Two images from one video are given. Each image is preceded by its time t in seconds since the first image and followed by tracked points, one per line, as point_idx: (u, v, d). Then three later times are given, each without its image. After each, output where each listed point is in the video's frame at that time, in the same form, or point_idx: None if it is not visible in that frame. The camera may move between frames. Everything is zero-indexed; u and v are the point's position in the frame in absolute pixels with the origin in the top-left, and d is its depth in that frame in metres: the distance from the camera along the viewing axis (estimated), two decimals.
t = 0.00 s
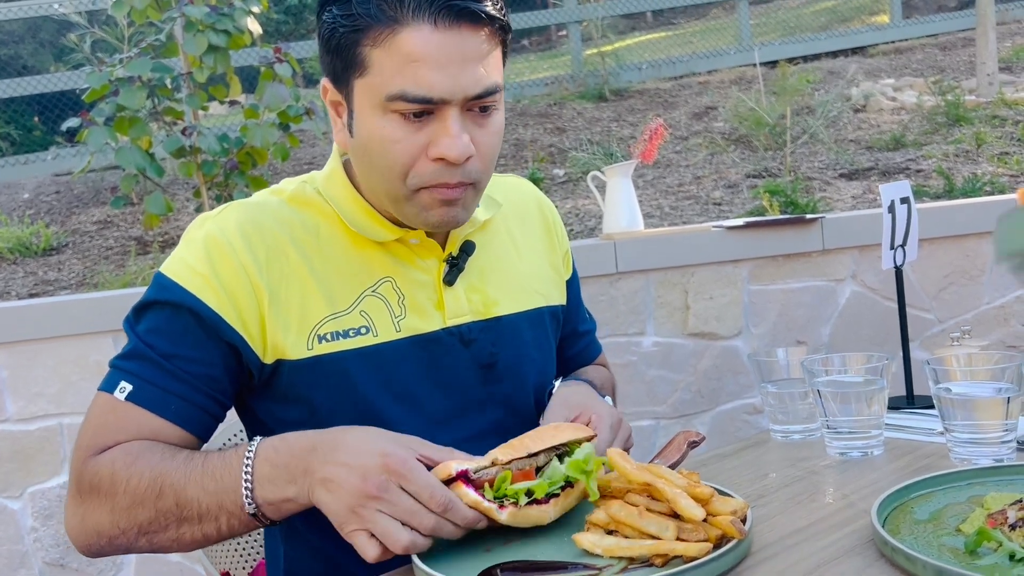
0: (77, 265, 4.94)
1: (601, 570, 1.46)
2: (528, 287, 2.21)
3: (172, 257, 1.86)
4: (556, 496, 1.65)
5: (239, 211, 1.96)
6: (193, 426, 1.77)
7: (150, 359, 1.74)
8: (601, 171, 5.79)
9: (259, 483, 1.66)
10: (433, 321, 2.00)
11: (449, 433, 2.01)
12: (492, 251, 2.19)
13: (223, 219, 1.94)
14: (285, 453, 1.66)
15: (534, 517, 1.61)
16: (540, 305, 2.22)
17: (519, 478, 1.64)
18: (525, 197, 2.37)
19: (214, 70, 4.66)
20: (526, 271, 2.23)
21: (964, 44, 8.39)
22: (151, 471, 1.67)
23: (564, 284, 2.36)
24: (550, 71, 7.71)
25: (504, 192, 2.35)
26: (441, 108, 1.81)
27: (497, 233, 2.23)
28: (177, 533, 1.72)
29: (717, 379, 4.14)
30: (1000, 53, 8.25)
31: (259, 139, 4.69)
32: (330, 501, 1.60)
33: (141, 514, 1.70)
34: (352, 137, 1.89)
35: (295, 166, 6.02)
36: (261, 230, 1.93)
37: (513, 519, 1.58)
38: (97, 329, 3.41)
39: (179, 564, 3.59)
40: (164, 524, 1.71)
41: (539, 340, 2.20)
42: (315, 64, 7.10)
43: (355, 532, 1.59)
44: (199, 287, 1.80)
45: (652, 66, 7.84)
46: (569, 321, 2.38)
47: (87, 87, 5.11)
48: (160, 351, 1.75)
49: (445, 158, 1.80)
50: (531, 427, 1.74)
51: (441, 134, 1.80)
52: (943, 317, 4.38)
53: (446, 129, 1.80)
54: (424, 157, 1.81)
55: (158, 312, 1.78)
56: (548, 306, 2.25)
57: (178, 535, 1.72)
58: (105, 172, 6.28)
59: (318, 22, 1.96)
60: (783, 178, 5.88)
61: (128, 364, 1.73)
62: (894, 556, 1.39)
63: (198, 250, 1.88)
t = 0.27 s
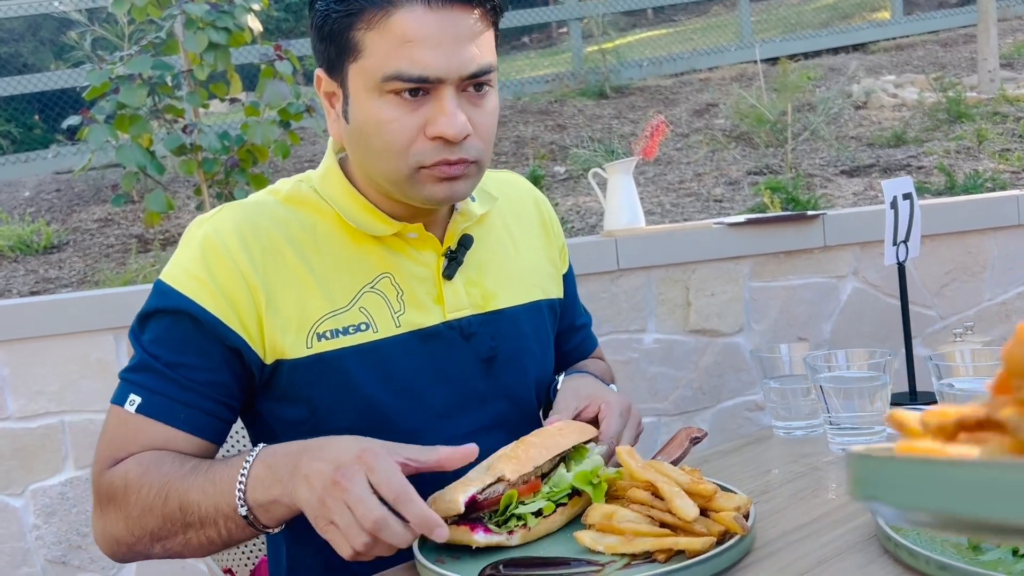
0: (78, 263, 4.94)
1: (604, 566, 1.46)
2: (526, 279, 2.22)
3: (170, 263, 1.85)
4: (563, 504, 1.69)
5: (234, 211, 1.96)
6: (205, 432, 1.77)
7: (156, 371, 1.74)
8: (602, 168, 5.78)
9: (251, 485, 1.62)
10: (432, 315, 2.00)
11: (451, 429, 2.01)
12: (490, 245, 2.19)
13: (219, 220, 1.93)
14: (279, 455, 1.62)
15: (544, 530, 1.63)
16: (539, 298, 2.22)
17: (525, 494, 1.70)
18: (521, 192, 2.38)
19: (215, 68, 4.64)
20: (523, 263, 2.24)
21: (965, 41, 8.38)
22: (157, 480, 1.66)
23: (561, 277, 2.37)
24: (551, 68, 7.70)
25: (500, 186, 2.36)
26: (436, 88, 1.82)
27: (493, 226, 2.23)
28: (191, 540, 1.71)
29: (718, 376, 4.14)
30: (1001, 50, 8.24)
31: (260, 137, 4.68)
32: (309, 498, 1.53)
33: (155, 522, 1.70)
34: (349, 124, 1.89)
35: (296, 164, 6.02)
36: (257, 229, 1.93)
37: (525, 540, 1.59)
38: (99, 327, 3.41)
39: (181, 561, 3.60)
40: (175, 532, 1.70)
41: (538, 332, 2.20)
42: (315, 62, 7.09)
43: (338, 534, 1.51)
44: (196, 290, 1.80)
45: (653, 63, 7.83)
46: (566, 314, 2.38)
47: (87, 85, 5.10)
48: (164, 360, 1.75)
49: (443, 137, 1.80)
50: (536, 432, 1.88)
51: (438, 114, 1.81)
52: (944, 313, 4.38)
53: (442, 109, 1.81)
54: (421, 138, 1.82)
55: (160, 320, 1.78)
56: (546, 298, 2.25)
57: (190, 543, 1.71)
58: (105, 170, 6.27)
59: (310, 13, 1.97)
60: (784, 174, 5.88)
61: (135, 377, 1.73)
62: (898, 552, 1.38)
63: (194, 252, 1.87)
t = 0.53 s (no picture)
0: (80, 261, 4.94)
1: (615, 556, 1.45)
2: (528, 273, 2.22)
3: (173, 258, 1.86)
4: (575, 495, 1.67)
5: (237, 207, 1.96)
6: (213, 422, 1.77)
7: (165, 366, 1.73)
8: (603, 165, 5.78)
9: (251, 488, 1.60)
10: (433, 305, 2.00)
11: (454, 421, 2.00)
12: (492, 239, 2.19)
13: (222, 215, 1.94)
14: (277, 458, 1.60)
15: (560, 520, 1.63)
16: (540, 292, 2.22)
17: (539, 485, 1.70)
18: (523, 189, 2.38)
19: (215, 65, 4.63)
20: (525, 257, 2.24)
21: (966, 37, 8.38)
22: (161, 477, 1.66)
23: (563, 273, 2.37)
24: (552, 65, 7.69)
25: (502, 183, 2.37)
26: (431, 69, 1.82)
27: (495, 221, 2.23)
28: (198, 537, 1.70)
29: (720, 372, 4.14)
30: (1002, 46, 8.23)
31: (261, 134, 4.68)
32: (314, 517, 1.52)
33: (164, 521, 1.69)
34: (347, 110, 1.90)
35: (297, 161, 6.01)
36: (259, 224, 1.93)
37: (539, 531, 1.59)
38: (101, 325, 3.41)
39: (184, 558, 3.60)
40: (180, 528, 1.69)
41: (540, 325, 2.20)
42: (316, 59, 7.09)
43: (346, 545, 1.50)
44: (198, 282, 1.80)
45: (653, 60, 7.82)
46: (568, 311, 2.38)
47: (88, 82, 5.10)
48: (171, 355, 1.74)
49: (438, 116, 1.80)
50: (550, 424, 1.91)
51: (433, 94, 1.81)
52: (947, 309, 4.37)
53: (438, 88, 1.81)
54: (418, 119, 1.82)
55: (166, 315, 1.78)
56: (548, 293, 2.25)
57: (195, 539, 1.70)
58: (106, 167, 6.27)
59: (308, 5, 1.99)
60: (785, 171, 5.87)
61: (142, 371, 1.73)
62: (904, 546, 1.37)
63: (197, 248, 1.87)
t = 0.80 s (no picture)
0: (80, 259, 4.94)
1: (651, 535, 1.49)
2: (537, 269, 2.23)
3: (195, 237, 1.81)
4: (614, 477, 1.71)
5: (258, 195, 1.94)
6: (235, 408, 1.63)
7: (191, 335, 1.63)
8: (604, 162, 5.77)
9: (279, 472, 1.34)
10: (447, 298, 2.01)
11: (463, 414, 2.01)
12: (503, 234, 2.20)
13: (241, 203, 1.91)
14: (310, 438, 1.31)
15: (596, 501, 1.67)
16: (549, 288, 2.23)
17: (578, 466, 1.74)
18: (530, 187, 2.39)
19: (216, 63, 4.63)
20: (534, 252, 2.24)
21: (966, 33, 8.37)
22: (179, 450, 1.46)
23: (569, 270, 2.38)
24: (552, 62, 7.68)
25: (510, 178, 2.37)
26: (437, 55, 1.84)
27: (505, 216, 2.24)
28: (193, 534, 1.43)
29: (721, 369, 4.14)
30: (1003, 42, 8.22)
31: (261, 132, 4.68)
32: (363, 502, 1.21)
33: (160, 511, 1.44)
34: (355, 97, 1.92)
35: (297, 159, 6.01)
36: (281, 211, 1.92)
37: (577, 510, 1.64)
38: (102, 322, 3.41)
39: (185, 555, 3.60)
40: (191, 517, 1.43)
41: (549, 319, 2.21)
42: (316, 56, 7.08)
43: (406, 537, 1.19)
44: (226, 260, 1.76)
45: (654, 57, 7.81)
46: (573, 307, 2.38)
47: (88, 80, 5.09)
48: (200, 323, 1.66)
49: (444, 100, 1.82)
50: (588, 410, 1.96)
51: (439, 79, 1.83)
52: (948, 306, 4.37)
53: (443, 74, 1.83)
54: (424, 104, 1.83)
55: (191, 288, 1.70)
56: (557, 288, 2.26)
57: (207, 532, 1.43)
58: (106, 165, 6.26)
59: None
60: (786, 168, 5.87)
61: (167, 342, 1.61)
62: (907, 541, 1.37)
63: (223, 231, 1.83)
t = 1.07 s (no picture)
0: (80, 257, 4.94)
1: (667, 517, 1.54)
2: (545, 267, 2.24)
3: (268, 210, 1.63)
4: (634, 462, 1.74)
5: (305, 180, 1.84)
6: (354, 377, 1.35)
7: (301, 285, 1.41)
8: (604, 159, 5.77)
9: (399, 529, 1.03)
10: (475, 297, 2.01)
11: (485, 415, 2.01)
12: (514, 233, 2.21)
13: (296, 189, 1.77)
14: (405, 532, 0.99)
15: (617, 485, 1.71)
16: (556, 286, 2.25)
17: (599, 451, 1.78)
18: (527, 188, 2.41)
19: (216, 60, 4.63)
20: (541, 251, 2.26)
21: (967, 30, 8.36)
22: (287, 411, 1.18)
23: (568, 268, 2.40)
24: (552, 59, 7.68)
25: (511, 179, 2.39)
26: (446, 37, 1.82)
27: (512, 218, 2.25)
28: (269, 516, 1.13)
29: (721, 366, 4.14)
30: (1004, 39, 8.22)
31: (261, 129, 4.69)
32: None
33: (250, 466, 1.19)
34: (366, 85, 1.91)
35: (297, 156, 6.01)
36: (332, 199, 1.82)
37: (599, 494, 1.69)
38: (102, 320, 3.41)
39: (186, 552, 3.60)
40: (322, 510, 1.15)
41: (558, 318, 2.23)
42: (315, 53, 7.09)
43: None
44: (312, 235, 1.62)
45: (654, 54, 7.81)
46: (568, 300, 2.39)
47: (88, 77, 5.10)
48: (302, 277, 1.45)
49: (455, 82, 1.81)
50: (610, 398, 1.98)
51: (449, 61, 1.82)
52: (948, 302, 4.37)
53: (453, 56, 1.82)
54: (435, 87, 1.82)
55: (277, 251, 1.49)
56: (563, 286, 2.28)
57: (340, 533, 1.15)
58: (106, 163, 6.27)
59: None
60: (786, 164, 5.87)
61: (277, 291, 1.36)
62: (906, 537, 1.37)
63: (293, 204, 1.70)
